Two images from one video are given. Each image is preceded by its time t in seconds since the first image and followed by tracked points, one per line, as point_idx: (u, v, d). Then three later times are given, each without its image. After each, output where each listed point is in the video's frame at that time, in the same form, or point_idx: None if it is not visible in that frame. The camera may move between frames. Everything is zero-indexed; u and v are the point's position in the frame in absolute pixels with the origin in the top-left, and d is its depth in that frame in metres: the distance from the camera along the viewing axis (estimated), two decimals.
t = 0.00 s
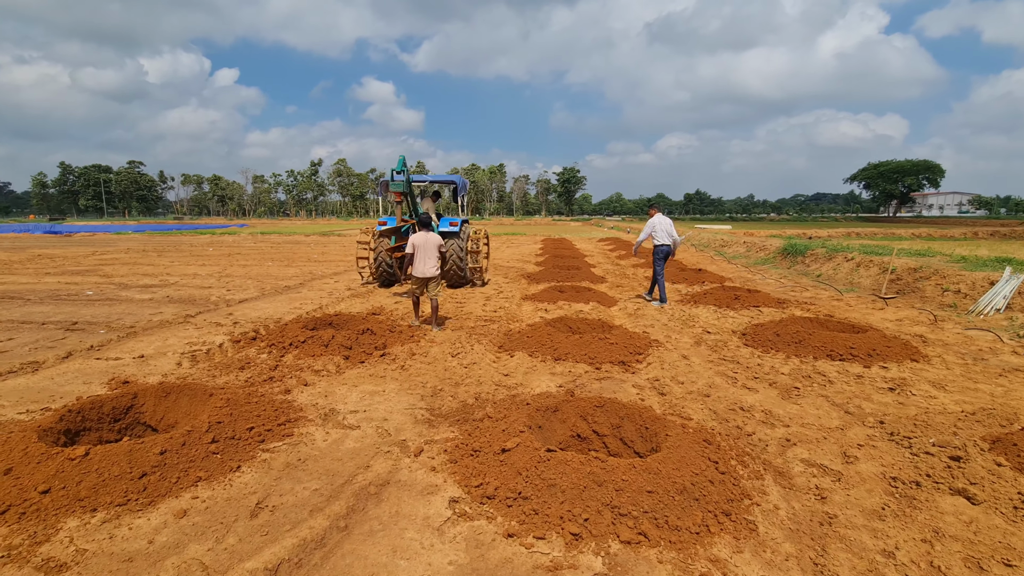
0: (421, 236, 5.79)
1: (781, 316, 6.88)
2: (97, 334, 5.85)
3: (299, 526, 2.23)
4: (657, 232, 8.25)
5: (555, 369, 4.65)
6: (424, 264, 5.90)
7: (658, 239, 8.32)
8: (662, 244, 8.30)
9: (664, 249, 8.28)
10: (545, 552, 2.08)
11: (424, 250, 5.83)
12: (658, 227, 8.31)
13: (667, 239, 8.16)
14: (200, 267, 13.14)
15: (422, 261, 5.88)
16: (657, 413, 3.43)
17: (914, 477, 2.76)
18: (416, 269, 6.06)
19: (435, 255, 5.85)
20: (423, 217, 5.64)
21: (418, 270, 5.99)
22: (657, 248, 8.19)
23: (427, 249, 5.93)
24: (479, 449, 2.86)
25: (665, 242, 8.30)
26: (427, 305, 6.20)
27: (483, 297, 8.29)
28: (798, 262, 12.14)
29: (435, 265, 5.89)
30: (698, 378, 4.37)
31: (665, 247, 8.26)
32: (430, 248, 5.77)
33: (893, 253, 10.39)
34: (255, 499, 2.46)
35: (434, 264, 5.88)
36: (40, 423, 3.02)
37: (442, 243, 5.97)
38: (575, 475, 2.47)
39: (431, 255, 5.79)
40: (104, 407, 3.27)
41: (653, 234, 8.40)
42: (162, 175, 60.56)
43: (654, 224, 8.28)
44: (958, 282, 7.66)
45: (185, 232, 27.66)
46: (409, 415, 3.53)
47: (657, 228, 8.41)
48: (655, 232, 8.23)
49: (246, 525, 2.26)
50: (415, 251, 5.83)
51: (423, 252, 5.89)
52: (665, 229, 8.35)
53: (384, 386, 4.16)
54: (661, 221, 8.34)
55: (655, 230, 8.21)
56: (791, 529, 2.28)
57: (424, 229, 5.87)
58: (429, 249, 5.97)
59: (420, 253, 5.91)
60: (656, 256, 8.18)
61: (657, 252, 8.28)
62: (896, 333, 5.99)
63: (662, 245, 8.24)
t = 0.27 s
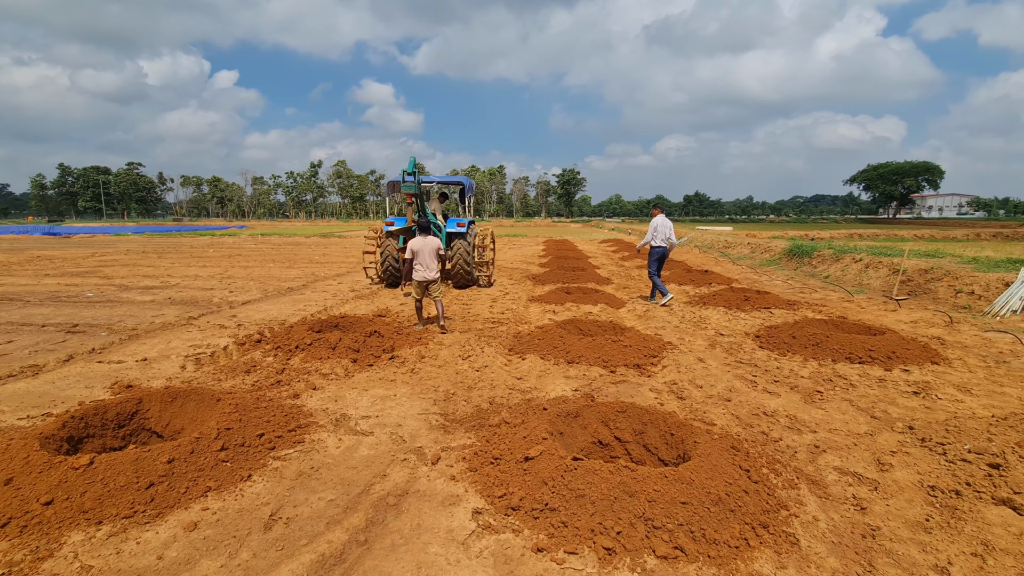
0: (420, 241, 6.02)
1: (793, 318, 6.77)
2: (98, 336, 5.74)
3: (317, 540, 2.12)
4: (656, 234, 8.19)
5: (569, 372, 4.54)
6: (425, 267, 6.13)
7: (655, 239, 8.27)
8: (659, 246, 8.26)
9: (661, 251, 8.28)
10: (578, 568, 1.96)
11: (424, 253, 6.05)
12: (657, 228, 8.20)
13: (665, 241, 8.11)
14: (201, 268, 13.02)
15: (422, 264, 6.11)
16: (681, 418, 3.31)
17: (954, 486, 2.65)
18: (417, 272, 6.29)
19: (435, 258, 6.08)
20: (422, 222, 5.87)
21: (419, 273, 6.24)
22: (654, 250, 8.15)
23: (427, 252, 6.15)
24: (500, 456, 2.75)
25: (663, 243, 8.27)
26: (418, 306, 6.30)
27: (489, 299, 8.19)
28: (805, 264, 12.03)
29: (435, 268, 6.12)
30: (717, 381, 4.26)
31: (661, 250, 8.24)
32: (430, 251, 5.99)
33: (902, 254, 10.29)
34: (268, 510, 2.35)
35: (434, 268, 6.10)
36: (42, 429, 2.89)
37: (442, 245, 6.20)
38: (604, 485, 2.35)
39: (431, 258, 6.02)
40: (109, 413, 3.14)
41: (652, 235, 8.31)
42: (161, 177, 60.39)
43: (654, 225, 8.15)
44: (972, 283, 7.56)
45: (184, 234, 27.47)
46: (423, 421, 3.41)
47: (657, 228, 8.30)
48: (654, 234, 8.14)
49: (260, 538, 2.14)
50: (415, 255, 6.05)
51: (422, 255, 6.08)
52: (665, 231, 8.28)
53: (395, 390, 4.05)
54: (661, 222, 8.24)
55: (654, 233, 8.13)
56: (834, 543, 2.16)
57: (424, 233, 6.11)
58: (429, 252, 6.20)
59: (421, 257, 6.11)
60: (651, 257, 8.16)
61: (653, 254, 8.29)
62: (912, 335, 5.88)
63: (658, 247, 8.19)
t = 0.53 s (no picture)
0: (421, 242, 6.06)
1: (812, 317, 6.57)
2: (97, 349, 5.56)
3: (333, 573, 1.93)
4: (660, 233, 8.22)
5: (587, 379, 4.35)
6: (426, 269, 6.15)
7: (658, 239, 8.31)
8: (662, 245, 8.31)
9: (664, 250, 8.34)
10: None
11: (424, 256, 6.07)
12: (660, 227, 8.25)
13: (669, 239, 8.15)
14: (202, 277, 12.84)
15: (423, 266, 6.12)
16: (713, 427, 3.12)
17: (1017, 497, 2.46)
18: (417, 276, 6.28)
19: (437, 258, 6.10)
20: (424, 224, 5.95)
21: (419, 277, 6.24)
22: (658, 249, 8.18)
23: (427, 254, 6.18)
24: (525, 473, 2.56)
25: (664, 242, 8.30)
26: (421, 310, 6.22)
27: (497, 303, 8.02)
28: (816, 262, 11.83)
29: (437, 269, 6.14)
30: (743, 386, 4.06)
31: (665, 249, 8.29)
32: (431, 252, 6.02)
33: (916, 251, 10.09)
34: (277, 539, 2.16)
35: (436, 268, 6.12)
36: (34, 451, 2.71)
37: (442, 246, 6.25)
38: (644, 506, 2.16)
39: (432, 259, 6.04)
40: (106, 432, 2.96)
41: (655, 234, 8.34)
42: (161, 186, 60.38)
43: (657, 224, 8.18)
44: (993, 278, 7.36)
45: (185, 243, 27.32)
46: (439, 434, 3.22)
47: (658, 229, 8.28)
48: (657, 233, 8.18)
49: (271, 572, 1.95)
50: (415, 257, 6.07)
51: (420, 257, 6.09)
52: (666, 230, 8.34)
53: (407, 401, 3.86)
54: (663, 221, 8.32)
55: (659, 232, 8.16)
56: (900, 567, 1.97)
57: (425, 236, 6.18)
58: (428, 255, 6.23)
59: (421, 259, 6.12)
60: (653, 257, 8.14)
61: (657, 254, 8.31)
62: (938, 333, 5.68)
63: (662, 246, 8.21)
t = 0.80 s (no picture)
0: (424, 247, 6.07)
1: (831, 322, 6.38)
2: (96, 361, 5.40)
3: None
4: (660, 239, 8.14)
5: (605, 389, 4.16)
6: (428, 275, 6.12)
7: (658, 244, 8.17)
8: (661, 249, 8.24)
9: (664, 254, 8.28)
10: None
11: (426, 261, 6.04)
12: (660, 233, 8.13)
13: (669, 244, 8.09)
14: (204, 284, 12.69)
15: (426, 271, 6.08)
16: (746, 444, 2.93)
17: None
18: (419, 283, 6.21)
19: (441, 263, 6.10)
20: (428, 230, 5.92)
21: (419, 284, 6.17)
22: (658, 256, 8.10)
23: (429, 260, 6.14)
24: (550, 498, 2.37)
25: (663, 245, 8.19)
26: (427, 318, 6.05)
27: (505, 309, 7.84)
28: (827, 263, 11.62)
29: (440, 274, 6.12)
30: (770, 397, 3.88)
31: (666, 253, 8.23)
32: (435, 257, 6.02)
33: (930, 252, 9.88)
34: None
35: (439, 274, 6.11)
36: (24, 477, 2.54)
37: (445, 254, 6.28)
38: (685, 537, 1.97)
39: (435, 264, 6.03)
40: (101, 454, 2.79)
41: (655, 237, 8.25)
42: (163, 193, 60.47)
43: (656, 230, 8.06)
44: (1015, 279, 7.15)
45: (187, 249, 27.28)
46: (454, 452, 3.04)
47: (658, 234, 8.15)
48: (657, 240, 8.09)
49: None
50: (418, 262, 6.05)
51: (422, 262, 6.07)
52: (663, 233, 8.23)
53: (418, 415, 3.68)
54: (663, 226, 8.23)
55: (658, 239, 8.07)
56: None
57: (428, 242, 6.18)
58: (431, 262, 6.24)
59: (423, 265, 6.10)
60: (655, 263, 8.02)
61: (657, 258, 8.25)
62: (964, 337, 5.48)
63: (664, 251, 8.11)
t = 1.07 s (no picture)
0: (430, 245, 6.09)
1: (854, 328, 6.15)
2: (97, 367, 5.25)
3: None
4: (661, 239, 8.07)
5: (626, 398, 3.97)
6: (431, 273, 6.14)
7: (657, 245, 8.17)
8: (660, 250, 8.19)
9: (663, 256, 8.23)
10: None
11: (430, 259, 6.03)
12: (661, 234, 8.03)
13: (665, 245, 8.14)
14: (209, 287, 12.55)
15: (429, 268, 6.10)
16: (785, 460, 2.73)
17: None
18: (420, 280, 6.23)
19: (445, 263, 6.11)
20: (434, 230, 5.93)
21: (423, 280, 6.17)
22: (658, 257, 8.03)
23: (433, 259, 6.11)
24: (580, 522, 2.19)
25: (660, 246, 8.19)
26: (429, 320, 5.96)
27: (515, 313, 7.66)
28: (841, 267, 11.38)
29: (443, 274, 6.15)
30: (801, 407, 3.67)
31: (664, 254, 8.20)
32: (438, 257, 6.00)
33: (949, 255, 9.64)
34: None
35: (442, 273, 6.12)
36: (12, 496, 2.36)
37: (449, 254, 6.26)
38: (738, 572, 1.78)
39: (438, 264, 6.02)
40: (96, 469, 2.61)
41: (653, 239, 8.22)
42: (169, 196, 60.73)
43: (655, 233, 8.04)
44: None
45: (192, 252, 27.24)
46: (471, 468, 2.85)
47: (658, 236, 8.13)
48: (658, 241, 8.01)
49: None
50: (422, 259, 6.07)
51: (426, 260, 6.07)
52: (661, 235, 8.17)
53: (431, 426, 3.49)
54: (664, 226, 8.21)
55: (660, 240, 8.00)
56: None
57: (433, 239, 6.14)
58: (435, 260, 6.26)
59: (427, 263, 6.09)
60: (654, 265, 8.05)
61: (656, 259, 8.20)
62: (997, 343, 5.24)
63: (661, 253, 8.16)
